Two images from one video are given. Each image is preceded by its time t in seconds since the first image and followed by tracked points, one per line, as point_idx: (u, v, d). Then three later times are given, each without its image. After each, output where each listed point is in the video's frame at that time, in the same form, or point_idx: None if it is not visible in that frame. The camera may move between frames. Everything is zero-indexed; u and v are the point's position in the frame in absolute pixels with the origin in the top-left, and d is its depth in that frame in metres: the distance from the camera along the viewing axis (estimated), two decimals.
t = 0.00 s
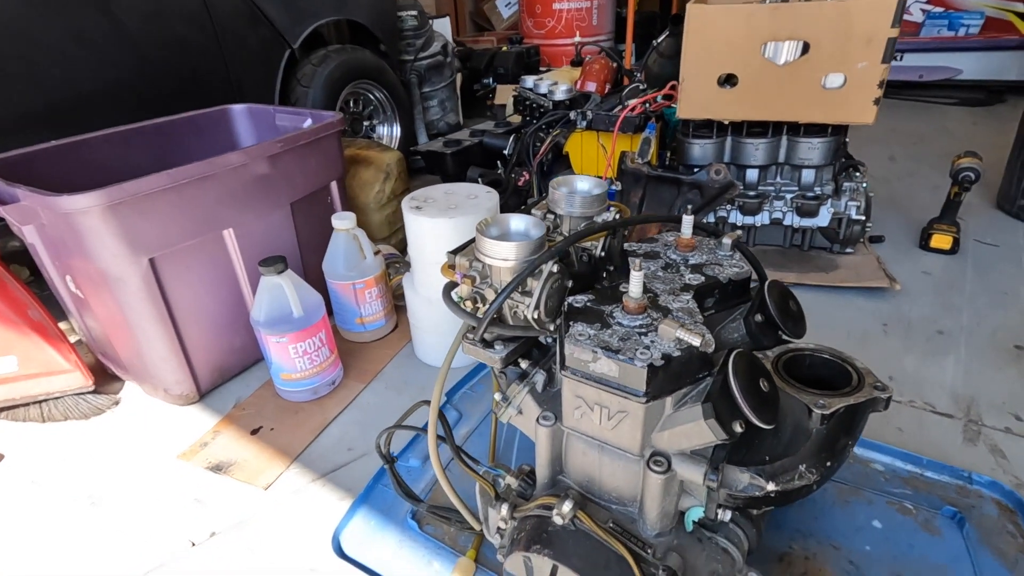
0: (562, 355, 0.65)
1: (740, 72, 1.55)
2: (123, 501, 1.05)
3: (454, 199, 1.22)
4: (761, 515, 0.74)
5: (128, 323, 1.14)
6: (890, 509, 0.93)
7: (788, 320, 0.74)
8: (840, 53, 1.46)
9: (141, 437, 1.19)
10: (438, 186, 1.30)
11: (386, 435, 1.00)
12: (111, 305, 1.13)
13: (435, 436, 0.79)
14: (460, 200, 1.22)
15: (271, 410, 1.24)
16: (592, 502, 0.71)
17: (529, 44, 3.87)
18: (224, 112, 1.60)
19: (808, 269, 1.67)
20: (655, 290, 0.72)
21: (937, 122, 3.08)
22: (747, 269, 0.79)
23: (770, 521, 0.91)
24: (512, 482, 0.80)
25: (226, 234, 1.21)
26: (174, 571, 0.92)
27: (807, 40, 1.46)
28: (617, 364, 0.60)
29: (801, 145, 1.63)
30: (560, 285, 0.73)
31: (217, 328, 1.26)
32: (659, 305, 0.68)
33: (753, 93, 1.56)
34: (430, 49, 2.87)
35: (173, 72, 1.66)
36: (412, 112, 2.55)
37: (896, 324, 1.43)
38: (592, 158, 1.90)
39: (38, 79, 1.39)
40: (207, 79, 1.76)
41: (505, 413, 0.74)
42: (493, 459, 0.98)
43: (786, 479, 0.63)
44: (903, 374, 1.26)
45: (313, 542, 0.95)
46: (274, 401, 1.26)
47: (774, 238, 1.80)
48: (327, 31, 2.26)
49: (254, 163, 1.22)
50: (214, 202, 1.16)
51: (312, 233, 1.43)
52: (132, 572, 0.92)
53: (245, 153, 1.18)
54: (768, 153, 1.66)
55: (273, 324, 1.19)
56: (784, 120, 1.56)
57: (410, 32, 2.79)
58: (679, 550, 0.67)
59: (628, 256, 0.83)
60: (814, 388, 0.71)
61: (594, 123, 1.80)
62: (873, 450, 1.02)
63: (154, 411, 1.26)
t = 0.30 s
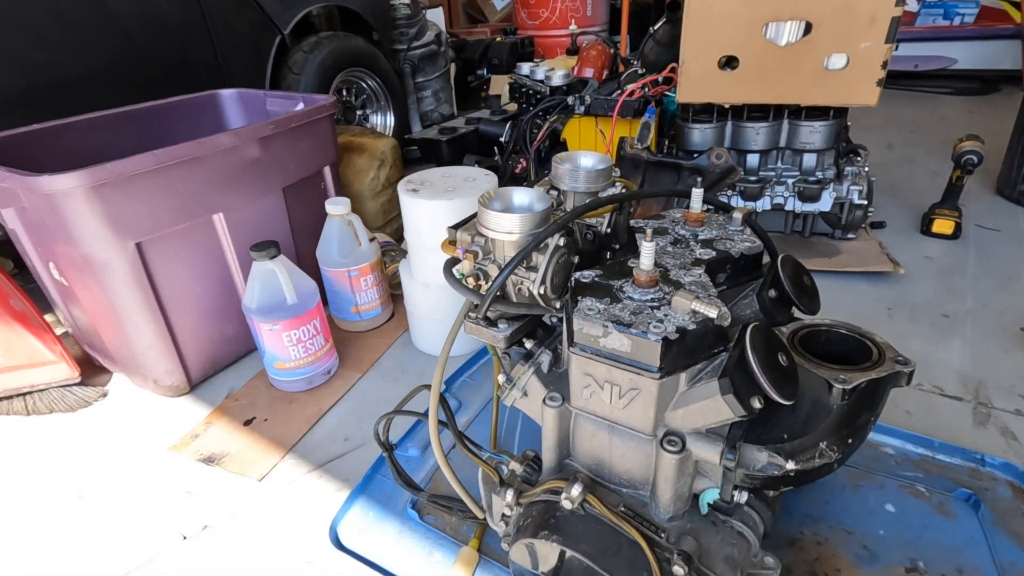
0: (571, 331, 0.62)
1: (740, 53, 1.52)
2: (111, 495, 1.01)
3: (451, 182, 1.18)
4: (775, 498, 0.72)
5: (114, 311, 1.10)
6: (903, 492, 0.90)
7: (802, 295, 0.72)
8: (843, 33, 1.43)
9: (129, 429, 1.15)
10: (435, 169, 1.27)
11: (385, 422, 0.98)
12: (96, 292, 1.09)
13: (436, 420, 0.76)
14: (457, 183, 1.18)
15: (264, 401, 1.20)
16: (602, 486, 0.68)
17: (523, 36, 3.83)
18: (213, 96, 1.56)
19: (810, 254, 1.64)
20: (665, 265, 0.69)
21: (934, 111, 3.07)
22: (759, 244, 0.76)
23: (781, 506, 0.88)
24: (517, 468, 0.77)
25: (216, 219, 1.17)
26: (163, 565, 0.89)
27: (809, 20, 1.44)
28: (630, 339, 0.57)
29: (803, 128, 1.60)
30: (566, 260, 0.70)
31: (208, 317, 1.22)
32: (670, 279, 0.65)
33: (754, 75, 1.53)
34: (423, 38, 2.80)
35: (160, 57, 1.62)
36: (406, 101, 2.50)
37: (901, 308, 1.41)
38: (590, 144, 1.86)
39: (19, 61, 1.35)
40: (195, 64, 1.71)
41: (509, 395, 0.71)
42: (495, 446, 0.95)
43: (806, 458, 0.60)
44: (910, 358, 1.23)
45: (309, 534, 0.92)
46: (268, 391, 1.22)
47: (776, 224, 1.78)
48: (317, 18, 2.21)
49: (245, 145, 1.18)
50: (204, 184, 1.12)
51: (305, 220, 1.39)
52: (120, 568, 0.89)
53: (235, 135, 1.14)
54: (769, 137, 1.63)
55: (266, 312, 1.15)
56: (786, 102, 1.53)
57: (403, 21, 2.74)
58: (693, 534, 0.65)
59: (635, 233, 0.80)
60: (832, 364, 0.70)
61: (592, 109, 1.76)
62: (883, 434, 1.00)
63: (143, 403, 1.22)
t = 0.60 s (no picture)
0: (576, 324, 0.59)
1: (740, 43, 1.50)
2: (98, 497, 0.98)
3: (447, 174, 1.16)
4: (784, 494, 0.70)
5: (100, 308, 1.07)
6: (911, 487, 0.89)
7: (813, 285, 0.70)
8: (844, 22, 1.41)
9: (117, 430, 1.12)
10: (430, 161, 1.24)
11: (381, 419, 0.96)
12: (81, 288, 1.05)
13: (434, 417, 0.73)
14: (453, 174, 1.15)
15: (257, 399, 1.17)
16: (608, 483, 0.66)
17: (517, 30, 3.80)
18: (202, 88, 1.52)
19: (811, 247, 1.63)
20: (671, 254, 0.66)
21: (929, 104, 3.06)
22: (765, 233, 0.74)
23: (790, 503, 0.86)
24: (518, 466, 0.74)
25: (205, 213, 1.14)
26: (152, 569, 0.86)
27: (809, 8, 1.42)
28: (637, 329, 0.55)
29: (802, 120, 1.58)
30: (568, 249, 0.68)
31: (198, 313, 1.19)
32: (678, 269, 0.63)
33: (753, 65, 1.51)
34: (416, 31, 2.76)
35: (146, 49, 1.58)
36: (399, 95, 2.46)
37: (903, 300, 1.39)
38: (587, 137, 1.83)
39: None
40: (182, 56, 1.67)
41: (510, 390, 0.68)
42: (494, 443, 0.92)
43: (820, 452, 0.58)
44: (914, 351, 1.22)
45: (304, 536, 0.89)
46: (260, 389, 1.19)
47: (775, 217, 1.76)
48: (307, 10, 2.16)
49: (234, 136, 1.14)
50: (192, 177, 1.09)
51: (297, 213, 1.36)
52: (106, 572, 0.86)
53: (224, 126, 1.11)
54: (768, 129, 1.61)
55: (257, 308, 1.12)
56: (785, 93, 1.52)
57: (395, 14, 2.70)
58: (703, 532, 0.62)
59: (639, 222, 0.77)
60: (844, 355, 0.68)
61: (589, 100, 1.74)
62: (890, 428, 0.98)
63: (131, 402, 1.18)
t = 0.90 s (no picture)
0: (575, 314, 0.59)
1: (734, 37, 1.50)
2: (93, 495, 0.97)
3: (443, 168, 1.15)
4: (783, 483, 0.70)
5: (93, 305, 1.06)
6: (907, 476, 0.89)
7: (809, 276, 0.71)
8: (837, 16, 1.42)
9: (113, 427, 1.11)
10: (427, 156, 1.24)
11: (380, 414, 0.95)
12: (74, 285, 1.05)
13: (433, 411, 0.73)
14: (449, 169, 1.15)
15: (253, 396, 1.16)
16: (607, 474, 0.66)
17: (511, 27, 3.79)
18: (194, 84, 1.51)
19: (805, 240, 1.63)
20: (669, 245, 0.66)
21: (921, 99, 3.08)
22: (762, 224, 0.74)
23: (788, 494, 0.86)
24: (518, 459, 0.74)
25: (199, 209, 1.13)
26: (149, 567, 0.85)
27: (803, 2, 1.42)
28: (636, 319, 0.55)
29: (796, 114, 1.58)
30: (566, 240, 0.68)
31: (192, 310, 1.18)
32: (676, 260, 0.63)
33: (748, 59, 1.51)
34: (410, 28, 2.75)
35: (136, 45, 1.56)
36: (393, 91, 2.45)
37: (897, 293, 1.40)
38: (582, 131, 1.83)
39: None
40: (174, 52, 1.66)
41: (509, 382, 0.68)
42: (493, 436, 0.92)
43: (818, 440, 0.59)
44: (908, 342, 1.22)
45: (302, 531, 0.89)
46: (256, 386, 1.19)
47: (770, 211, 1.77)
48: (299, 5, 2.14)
49: (228, 132, 1.14)
50: (185, 172, 1.08)
51: (291, 209, 1.35)
52: (102, 570, 0.85)
53: (218, 121, 1.10)
54: (763, 123, 1.61)
55: (253, 304, 1.12)
56: (779, 86, 1.52)
57: (388, 10, 2.68)
58: (702, 522, 0.63)
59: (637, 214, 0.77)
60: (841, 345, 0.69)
61: (584, 95, 1.74)
62: (885, 418, 0.99)
63: (126, 400, 1.18)
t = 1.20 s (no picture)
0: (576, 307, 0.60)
1: (729, 34, 1.51)
2: (96, 492, 0.98)
3: (442, 165, 1.16)
4: (780, 472, 0.71)
5: (94, 303, 1.06)
6: (902, 465, 0.91)
7: (806, 268, 0.72)
8: (831, 12, 1.43)
9: (114, 425, 1.11)
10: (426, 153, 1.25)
11: (382, 408, 0.96)
12: (74, 282, 1.05)
13: (436, 405, 0.74)
14: (449, 165, 1.16)
15: (254, 393, 1.17)
16: (608, 465, 0.68)
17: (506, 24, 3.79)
18: (191, 82, 1.51)
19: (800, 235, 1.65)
20: (668, 239, 0.67)
21: (915, 94, 3.10)
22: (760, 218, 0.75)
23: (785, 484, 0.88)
24: (519, 451, 0.75)
25: (198, 206, 1.14)
26: (153, 562, 0.86)
27: None
28: (637, 311, 0.56)
29: (791, 109, 1.60)
30: (567, 234, 0.69)
31: (192, 307, 1.18)
32: (676, 253, 0.64)
33: (743, 56, 1.53)
34: (405, 25, 2.75)
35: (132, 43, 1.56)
36: (389, 89, 2.45)
37: (891, 286, 1.42)
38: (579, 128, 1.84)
39: None
40: (170, 50, 1.66)
41: (511, 375, 0.69)
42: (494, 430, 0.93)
43: (815, 428, 0.60)
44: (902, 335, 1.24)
45: (306, 525, 0.90)
46: (257, 383, 1.19)
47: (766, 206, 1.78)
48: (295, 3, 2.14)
49: (227, 129, 1.14)
50: (184, 170, 1.09)
51: (290, 207, 1.36)
52: (107, 565, 0.86)
53: (217, 118, 1.10)
54: (758, 119, 1.63)
55: (253, 301, 1.12)
56: (775, 83, 1.53)
57: (384, 7, 2.68)
58: (702, 509, 0.64)
59: (637, 209, 0.78)
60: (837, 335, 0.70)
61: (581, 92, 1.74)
62: (879, 409, 1.00)
63: (127, 398, 1.18)
